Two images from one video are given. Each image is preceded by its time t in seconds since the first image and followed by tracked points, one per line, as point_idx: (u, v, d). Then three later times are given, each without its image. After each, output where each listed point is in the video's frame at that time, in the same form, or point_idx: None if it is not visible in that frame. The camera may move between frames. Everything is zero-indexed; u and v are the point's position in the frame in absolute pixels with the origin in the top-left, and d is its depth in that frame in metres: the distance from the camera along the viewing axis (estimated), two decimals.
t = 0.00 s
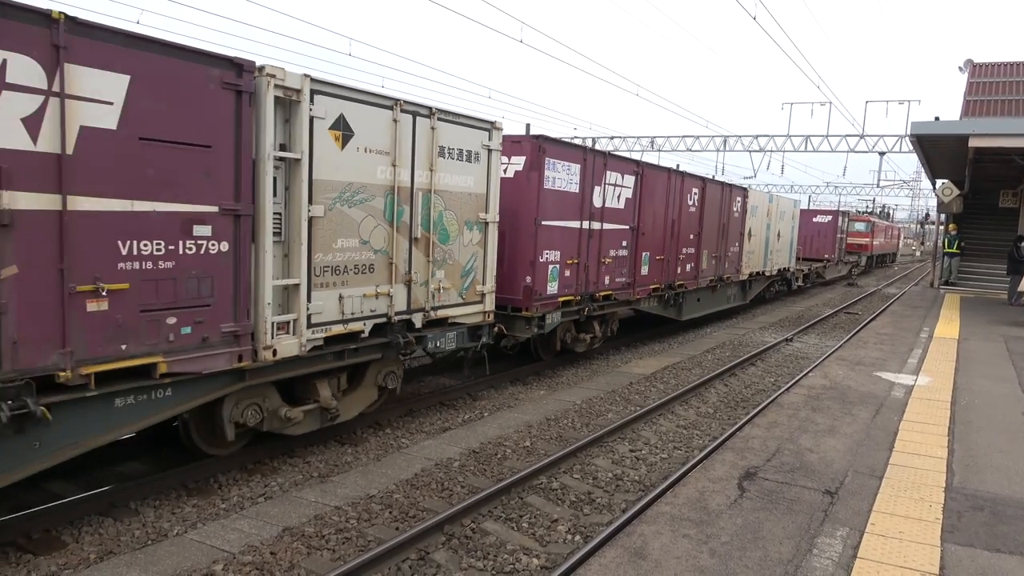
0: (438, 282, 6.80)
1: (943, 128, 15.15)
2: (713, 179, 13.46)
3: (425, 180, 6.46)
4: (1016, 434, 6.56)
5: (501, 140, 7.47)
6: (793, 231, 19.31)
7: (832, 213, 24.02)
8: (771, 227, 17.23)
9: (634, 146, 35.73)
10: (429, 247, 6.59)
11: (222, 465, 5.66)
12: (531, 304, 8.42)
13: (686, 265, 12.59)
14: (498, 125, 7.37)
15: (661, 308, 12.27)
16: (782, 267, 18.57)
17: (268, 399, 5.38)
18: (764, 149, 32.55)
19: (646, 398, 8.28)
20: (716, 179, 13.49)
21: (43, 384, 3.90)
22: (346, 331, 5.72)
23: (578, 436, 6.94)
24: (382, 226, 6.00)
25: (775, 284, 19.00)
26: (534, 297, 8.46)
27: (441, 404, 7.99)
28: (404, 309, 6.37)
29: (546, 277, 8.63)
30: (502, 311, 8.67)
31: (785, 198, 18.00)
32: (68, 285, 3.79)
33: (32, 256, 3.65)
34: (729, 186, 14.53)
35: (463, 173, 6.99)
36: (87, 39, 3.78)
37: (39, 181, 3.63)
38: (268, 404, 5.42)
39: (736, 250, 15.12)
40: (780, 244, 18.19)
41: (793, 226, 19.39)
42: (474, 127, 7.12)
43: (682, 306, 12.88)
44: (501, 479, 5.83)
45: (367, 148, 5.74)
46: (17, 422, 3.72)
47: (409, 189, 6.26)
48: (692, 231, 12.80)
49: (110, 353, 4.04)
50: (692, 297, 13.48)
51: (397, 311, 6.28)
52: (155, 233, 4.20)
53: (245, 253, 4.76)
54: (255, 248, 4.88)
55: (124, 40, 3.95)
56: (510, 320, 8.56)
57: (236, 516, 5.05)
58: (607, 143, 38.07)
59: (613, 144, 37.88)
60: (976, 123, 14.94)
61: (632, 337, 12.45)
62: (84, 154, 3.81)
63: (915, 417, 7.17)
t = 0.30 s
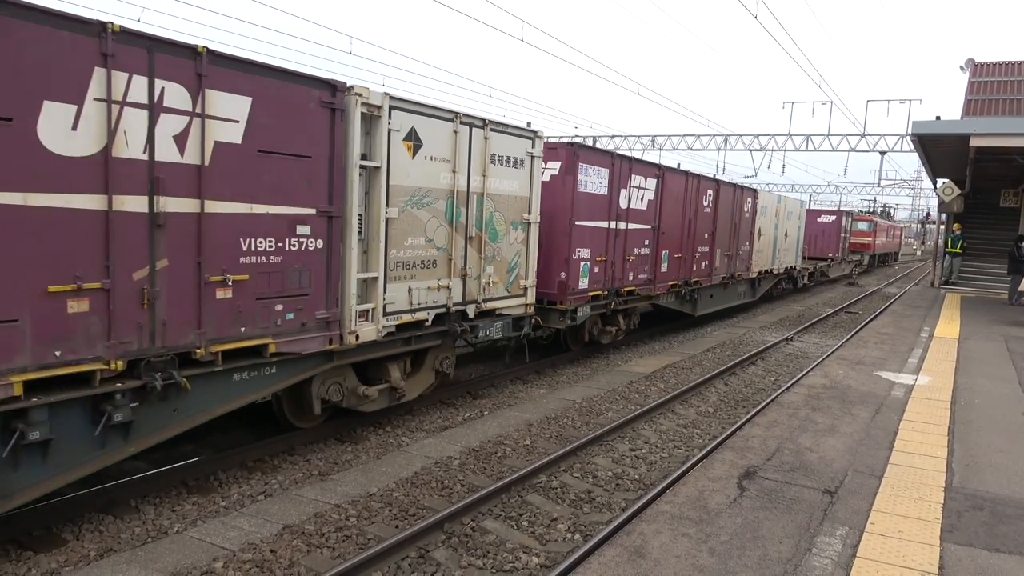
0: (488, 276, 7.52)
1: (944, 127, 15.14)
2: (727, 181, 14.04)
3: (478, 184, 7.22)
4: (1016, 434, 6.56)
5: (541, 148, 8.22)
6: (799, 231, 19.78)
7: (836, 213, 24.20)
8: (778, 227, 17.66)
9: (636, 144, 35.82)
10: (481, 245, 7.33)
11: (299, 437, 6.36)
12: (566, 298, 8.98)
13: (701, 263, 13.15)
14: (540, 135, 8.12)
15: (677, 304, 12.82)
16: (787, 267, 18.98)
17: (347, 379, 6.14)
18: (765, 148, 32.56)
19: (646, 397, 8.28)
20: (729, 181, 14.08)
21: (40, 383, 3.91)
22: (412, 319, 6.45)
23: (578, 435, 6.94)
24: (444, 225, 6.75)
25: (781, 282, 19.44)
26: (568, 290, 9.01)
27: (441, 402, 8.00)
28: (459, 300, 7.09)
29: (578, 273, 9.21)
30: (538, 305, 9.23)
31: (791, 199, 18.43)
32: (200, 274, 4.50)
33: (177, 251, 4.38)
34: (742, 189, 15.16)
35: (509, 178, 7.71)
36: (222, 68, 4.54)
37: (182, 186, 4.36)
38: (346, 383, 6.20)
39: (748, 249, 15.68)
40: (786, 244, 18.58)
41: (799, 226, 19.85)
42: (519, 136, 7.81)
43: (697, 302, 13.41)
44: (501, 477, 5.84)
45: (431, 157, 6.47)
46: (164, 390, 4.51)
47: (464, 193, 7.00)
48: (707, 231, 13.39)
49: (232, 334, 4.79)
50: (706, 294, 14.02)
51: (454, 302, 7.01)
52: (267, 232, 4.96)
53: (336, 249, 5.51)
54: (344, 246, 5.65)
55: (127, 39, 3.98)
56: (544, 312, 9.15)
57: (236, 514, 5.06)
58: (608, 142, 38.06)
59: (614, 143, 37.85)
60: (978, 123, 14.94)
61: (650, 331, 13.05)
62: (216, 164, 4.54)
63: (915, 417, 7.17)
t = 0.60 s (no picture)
0: (532, 271, 8.26)
1: (947, 126, 15.12)
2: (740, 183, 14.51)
3: (524, 188, 7.91)
4: (1019, 434, 6.55)
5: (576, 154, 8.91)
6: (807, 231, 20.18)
7: (842, 213, 24.25)
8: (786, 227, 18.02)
9: (638, 143, 35.79)
10: (526, 244, 8.05)
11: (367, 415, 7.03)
12: (596, 292, 9.66)
13: (717, 260, 13.72)
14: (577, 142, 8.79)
15: (694, 300, 13.32)
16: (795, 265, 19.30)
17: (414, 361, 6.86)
18: (769, 148, 32.50)
19: (648, 396, 8.28)
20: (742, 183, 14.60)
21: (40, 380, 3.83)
22: (467, 309, 7.21)
23: (579, 434, 6.94)
24: (496, 225, 7.49)
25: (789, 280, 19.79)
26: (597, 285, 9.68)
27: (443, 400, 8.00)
28: (506, 293, 7.83)
29: (608, 270, 9.88)
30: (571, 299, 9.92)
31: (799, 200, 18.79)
32: (306, 268, 5.25)
33: (288, 246, 5.09)
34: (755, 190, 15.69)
35: (551, 182, 8.41)
36: (324, 91, 5.26)
37: (292, 192, 5.07)
38: (413, 366, 6.89)
39: (760, 248, 16.18)
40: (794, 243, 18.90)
41: (807, 225, 20.23)
42: (560, 144, 8.52)
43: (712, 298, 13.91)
44: (502, 476, 5.84)
45: (486, 163, 7.23)
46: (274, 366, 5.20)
47: (513, 195, 7.71)
48: (722, 230, 13.93)
49: (297, 322, 5.25)
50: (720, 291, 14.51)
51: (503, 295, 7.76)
52: (355, 230, 5.69)
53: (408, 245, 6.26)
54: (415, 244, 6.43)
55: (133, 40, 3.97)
56: (575, 306, 9.81)
57: (238, 511, 5.06)
58: (611, 141, 38.06)
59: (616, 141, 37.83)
60: (981, 122, 14.91)
61: (668, 327, 13.58)
62: (318, 173, 5.27)
63: (917, 416, 7.17)
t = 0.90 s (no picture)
0: (571, 268, 8.95)
1: (952, 127, 15.08)
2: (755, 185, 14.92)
3: (566, 191, 8.62)
4: None
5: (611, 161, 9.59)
6: (818, 230, 20.44)
7: (848, 214, 24.23)
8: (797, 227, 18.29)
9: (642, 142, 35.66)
10: (567, 243, 8.75)
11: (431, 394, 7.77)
12: (626, 289, 10.27)
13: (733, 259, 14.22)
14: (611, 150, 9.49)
15: (710, 297, 13.77)
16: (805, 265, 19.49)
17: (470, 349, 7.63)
18: (773, 148, 32.38)
19: (651, 396, 8.29)
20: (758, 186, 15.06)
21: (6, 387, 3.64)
22: (518, 302, 7.95)
23: (582, 433, 6.95)
24: (544, 225, 8.23)
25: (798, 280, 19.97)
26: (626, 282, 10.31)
27: (446, 398, 8.00)
28: (550, 288, 8.54)
29: (635, 268, 10.51)
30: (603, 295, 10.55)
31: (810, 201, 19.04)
32: (389, 263, 5.98)
33: (376, 244, 5.83)
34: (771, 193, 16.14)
35: (589, 186, 9.11)
36: (406, 108, 6.00)
37: (380, 197, 5.82)
38: (469, 353, 7.67)
39: (773, 248, 16.57)
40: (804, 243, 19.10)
41: (816, 226, 20.46)
42: (596, 151, 9.20)
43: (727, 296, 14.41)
44: (505, 475, 5.83)
45: (536, 170, 7.96)
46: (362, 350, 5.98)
47: (557, 199, 8.42)
48: (738, 231, 14.38)
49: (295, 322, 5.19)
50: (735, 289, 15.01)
51: (548, 289, 8.49)
52: (428, 231, 6.43)
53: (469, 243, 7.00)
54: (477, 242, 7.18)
55: (121, 32, 3.82)
56: (607, 301, 10.42)
57: (241, 508, 5.07)
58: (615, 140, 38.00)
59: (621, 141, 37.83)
60: (986, 123, 14.86)
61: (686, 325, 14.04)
62: (400, 179, 6.01)
63: (921, 418, 7.15)
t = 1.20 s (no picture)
0: (603, 265, 9.56)
1: (956, 127, 15.04)
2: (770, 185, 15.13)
3: (601, 194, 9.24)
4: None
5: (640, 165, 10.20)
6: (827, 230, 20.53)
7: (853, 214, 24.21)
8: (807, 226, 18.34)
9: (645, 142, 35.60)
10: (600, 242, 9.38)
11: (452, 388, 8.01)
12: (651, 285, 10.70)
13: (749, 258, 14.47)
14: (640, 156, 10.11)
15: (726, 293, 13.95)
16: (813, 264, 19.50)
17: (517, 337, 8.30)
18: (776, 147, 32.29)
19: (653, 394, 8.29)
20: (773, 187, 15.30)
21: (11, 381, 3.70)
22: (559, 295, 8.62)
23: (584, 432, 6.95)
24: (580, 225, 8.89)
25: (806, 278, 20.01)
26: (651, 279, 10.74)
27: (447, 397, 8.01)
28: (586, 283, 9.20)
29: (659, 266, 10.90)
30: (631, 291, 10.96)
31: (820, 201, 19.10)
32: (454, 259, 6.70)
33: (444, 242, 6.56)
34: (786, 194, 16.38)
35: (620, 189, 9.73)
36: (470, 120, 6.70)
37: (448, 201, 6.54)
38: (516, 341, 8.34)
39: (786, 248, 16.72)
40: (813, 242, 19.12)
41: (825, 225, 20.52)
42: (626, 156, 9.78)
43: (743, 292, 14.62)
44: (507, 474, 5.83)
45: (575, 174, 8.59)
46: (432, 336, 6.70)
47: (592, 201, 9.05)
48: (754, 230, 14.57)
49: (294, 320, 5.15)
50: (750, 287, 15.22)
51: (584, 284, 9.15)
52: (485, 231, 7.14)
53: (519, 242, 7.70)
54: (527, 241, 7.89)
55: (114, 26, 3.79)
56: (633, 297, 10.84)
57: (243, 506, 5.07)
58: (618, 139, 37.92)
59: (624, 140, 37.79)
60: (990, 122, 14.82)
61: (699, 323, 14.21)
62: (465, 185, 6.74)
63: (924, 418, 7.13)
